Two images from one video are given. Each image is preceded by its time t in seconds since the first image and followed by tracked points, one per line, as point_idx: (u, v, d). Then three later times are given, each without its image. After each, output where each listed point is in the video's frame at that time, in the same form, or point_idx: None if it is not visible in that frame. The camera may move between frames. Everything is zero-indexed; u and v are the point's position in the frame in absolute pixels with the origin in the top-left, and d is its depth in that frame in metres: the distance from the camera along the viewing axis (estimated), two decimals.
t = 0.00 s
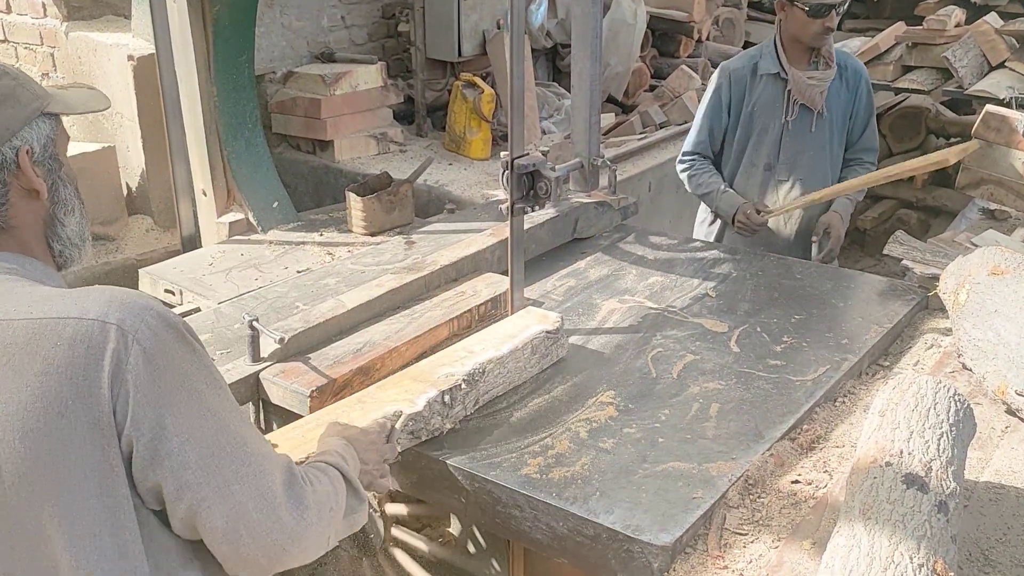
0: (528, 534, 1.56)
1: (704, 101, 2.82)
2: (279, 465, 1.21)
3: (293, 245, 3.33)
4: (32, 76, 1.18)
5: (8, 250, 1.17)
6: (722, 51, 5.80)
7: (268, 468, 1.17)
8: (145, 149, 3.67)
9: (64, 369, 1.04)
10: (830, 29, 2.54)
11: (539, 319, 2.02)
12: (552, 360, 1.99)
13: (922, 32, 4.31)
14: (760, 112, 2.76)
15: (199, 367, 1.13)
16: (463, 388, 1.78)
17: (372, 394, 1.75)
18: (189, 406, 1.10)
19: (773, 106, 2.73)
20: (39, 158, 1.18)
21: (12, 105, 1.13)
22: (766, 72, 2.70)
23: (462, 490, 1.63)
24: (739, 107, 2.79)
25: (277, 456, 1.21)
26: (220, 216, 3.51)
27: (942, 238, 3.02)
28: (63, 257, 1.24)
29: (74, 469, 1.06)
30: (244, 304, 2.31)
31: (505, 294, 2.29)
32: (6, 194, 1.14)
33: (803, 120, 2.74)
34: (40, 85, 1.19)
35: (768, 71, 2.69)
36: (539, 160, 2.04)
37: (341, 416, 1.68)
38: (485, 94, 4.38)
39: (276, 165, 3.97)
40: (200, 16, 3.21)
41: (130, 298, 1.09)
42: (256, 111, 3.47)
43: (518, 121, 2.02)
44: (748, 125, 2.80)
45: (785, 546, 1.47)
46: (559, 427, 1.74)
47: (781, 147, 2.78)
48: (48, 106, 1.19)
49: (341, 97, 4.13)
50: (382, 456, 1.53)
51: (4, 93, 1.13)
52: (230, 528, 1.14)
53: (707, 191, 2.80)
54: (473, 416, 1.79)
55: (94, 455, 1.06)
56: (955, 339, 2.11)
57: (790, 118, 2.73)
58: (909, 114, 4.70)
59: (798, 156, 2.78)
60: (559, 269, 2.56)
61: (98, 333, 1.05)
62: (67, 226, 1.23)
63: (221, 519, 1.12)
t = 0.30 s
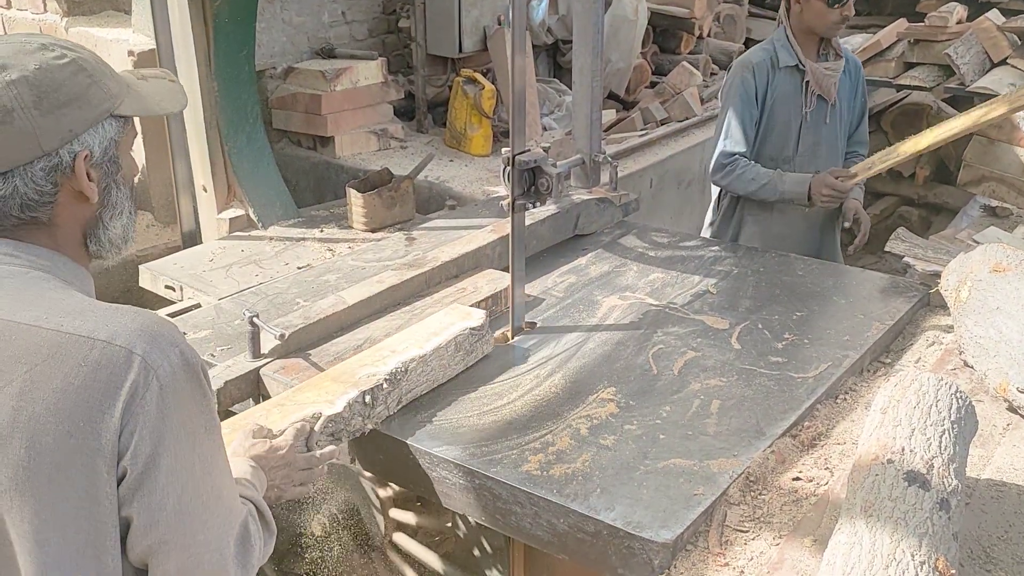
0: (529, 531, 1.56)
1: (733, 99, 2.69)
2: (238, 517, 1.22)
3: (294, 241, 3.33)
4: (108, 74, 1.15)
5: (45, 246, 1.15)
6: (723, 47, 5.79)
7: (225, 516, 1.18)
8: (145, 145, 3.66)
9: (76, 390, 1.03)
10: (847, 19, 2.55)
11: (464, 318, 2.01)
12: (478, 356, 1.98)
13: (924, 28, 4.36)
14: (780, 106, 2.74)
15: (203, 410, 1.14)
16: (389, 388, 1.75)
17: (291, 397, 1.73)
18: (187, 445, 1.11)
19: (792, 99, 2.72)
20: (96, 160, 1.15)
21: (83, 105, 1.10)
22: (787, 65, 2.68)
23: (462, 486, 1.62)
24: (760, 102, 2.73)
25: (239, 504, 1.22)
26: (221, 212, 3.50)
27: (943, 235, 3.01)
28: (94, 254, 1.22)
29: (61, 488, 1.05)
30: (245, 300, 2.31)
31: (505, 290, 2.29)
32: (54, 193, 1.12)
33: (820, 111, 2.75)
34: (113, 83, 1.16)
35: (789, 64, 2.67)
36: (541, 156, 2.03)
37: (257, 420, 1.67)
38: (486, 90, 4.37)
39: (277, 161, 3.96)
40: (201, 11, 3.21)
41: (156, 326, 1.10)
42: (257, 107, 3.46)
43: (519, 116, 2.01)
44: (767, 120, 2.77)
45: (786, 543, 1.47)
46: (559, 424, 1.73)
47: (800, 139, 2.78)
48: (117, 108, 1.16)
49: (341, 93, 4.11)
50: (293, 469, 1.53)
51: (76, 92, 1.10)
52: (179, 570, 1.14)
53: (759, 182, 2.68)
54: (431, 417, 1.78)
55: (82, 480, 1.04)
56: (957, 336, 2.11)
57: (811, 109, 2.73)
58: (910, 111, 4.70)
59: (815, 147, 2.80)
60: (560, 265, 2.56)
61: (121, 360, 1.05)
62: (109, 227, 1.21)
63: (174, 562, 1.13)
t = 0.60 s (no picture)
0: (530, 526, 1.56)
1: (740, 97, 2.68)
2: (264, 471, 1.24)
3: (295, 235, 3.33)
4: (100, 53, 1.15)
5: (42, 225, 1.15)
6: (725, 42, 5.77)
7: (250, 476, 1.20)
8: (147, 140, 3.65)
9: (86, 362, 1.05)
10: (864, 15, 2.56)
11: (480, 304, 2.07)
12: (495, 341, 2.05)
13: (927, 24, 4.26)
14: (790, 103, 2.73)
15: (213, 373, 1.15)
16: (409, 369, 1.81)
17: (315, 375, 1.79)
18: (200, 408, 1.12)
19: (801, 96, 2.72)
20: (89, 138, 1.15)
21: (73, 84, 1.10)
22: (796, 61, 2.67)
23: (463, 481, 1.62)
24: (768, 100, 2.73)
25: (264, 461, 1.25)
26: (222, 207, 3.50)
27: (946, 231, 3.01)
28: (90, 235, 1.22)
29: (80, 457, 1.08)
30: (246, 295, 2.31)
31: (507, 286, 2.29)
32: (48, 171, 1.12)
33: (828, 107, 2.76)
34: (105, 62, 1.16)
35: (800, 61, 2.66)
36: (542, 151, 2.02)
37: (282, 396, 1.71)
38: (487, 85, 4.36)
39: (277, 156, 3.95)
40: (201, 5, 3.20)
41: (158, 296, 1.11)
42: (258, 102, 3.46)
43: (519, 112, 2.01)
44: (775, 117, 2.77)
45: (788, 539, 1.47)
46: (561, 420, 1.73)
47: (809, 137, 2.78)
48: (108, 87, 1.15)
49: (342, 88, 4.12)
50: (320, 443, 1.52)
51: (66, 71, 1.10)
52: (205, 530, 1.17)
53: (762, 184, 2.70)
54: (428, 411, 1.78)
55: (100, 446, 1.08)
56: (959, 332, 2.10)
57: (819, 106, 2.73)
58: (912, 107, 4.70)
59: (823, 143, 2.80)
60: (561, 260, 2.56)
61: (126, 330, 1.07)
62: (104, 205, 1.21)
63: (198, 519, 1.16)
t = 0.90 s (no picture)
0: (531, 522, 1.57)
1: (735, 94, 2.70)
2: (291, 453, 1.24)
3: (296, 231, 3.33)
4: (140, 40, 1.15)
5: (83, 210, 1.16)
6: (727, 38, 5.76)
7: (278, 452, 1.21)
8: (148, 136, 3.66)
9: (121, 339, 1.08)
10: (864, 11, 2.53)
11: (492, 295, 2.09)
12: (506, 331, 2.06)
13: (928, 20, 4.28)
14: (788, 99, 2.73)
15: (243, 354, 1.15)
16: (421, 358, 1.84)
17: (330, 363, 1.81)
18: (229, 388, 1.13)
19: (800, 91, 2.71)
20: (129, 125, 1.15)
21: (112, 72, 1.11)
22: (794, 57, 2.67)
23: (464, 477, 1.62)
24: (765, 95, 2.73)
25: (291, 442, 1.25)
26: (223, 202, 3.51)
27: (948, 227, 3.00)
28: (135, 220, 1.22)
29: (114, 432, 1.11)
30: (247, 290, 2.31)
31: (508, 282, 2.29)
32: (89, 157, 1.13)
33: (825, 102, 2.75)
34: (144, 49, 1.15)
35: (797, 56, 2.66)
36: (544, 147, 2.03)
37: (299, 382, 1.74)
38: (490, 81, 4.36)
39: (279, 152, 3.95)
40: None
41: (192, 279, 1.12)
42: (261, 98, 3.47)
43: (521, 108, 2.01)
44: (773, 113, 2.76)
45: (789, 535, 1.47)
46: (561, 416, 1.73)
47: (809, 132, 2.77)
48: (148, 74, 1.15)
49: (344, 84, 4.12)
50: (337, 432, 1.55)
51: (104, 59, 1.10)
52: (232, 509, 1.17)
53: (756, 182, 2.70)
54: (430, 407, 1.78)
55: (135, 422, 1.10)
56: (960, 328, 2.10)
57: (817, 101, 2.73)
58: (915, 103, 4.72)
59: (822, 138, 2.79)
60: (563, 256, 2.56)
61: (160, 310, 1.08)
62: (145, 191, 1.21)
63: (226, 498, 1.16)
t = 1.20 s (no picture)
0: (531, 522, 1.57)
1: (756, 99, 2.63)
2: (306, 452, 1.24)
3: (297, 232, 3.33)
4: (177, 44, 1.16)
5: (111, 209, 1.16)
6: (727, 39, 5.77)
7: (293, 449, 1.22)
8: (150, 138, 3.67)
9: (143, 338, 1.08)
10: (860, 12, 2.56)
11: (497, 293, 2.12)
12: (505, 333, 2.07)
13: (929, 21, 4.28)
14: (796, 100, 2.72)
15: (262, 355, 1.16)
16: (427, 356, 1.85)
17: (337, 361, 1.83)
18: (248, 388, 1.14)
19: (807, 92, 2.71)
20: (162, 127, 1.16)
21: (149, 76, 1.12)
22: (801, 57, 2.66)
23: (465, 477, 1.63)
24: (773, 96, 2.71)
25: (306, 439, 1.25)
26: (225, 203, 3.53)
27: (948, 227, 3.00)
28: (161, 221, 1.23)
29: (135, 430, 1.11)
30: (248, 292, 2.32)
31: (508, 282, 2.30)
32: (120, 159, 1.14)
33: (826, 101, 2.77)
34: (181, 54, 1.16)
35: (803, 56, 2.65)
36: (544, 148, 2.03)
37: (308, 379, 1.76)
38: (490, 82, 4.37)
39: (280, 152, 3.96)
40: None
41: (214, 280, 1.12)
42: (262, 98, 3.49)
43: (523, 109, 2.01)
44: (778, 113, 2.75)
45: (789, 535, 1.48)
46: (561, 416, 1.74)
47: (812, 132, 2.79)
48: (183, 79, 1.16)
49: (345, 84, 4.14)
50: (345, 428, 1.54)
51: (141, 64, 1.11)
52: (250, 506, 1.18)
53: (790, 191, 2.70)
54: (429, 407, 1.79)
55: (156, 420, 1.10)
56: (960, 329, 2.11)
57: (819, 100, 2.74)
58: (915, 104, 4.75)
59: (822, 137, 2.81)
60: (563, 257, 2.57)
61: (182, 311, 1.09)
62: (174, 193, 1.21)
63: (243, 495, 1.17)
